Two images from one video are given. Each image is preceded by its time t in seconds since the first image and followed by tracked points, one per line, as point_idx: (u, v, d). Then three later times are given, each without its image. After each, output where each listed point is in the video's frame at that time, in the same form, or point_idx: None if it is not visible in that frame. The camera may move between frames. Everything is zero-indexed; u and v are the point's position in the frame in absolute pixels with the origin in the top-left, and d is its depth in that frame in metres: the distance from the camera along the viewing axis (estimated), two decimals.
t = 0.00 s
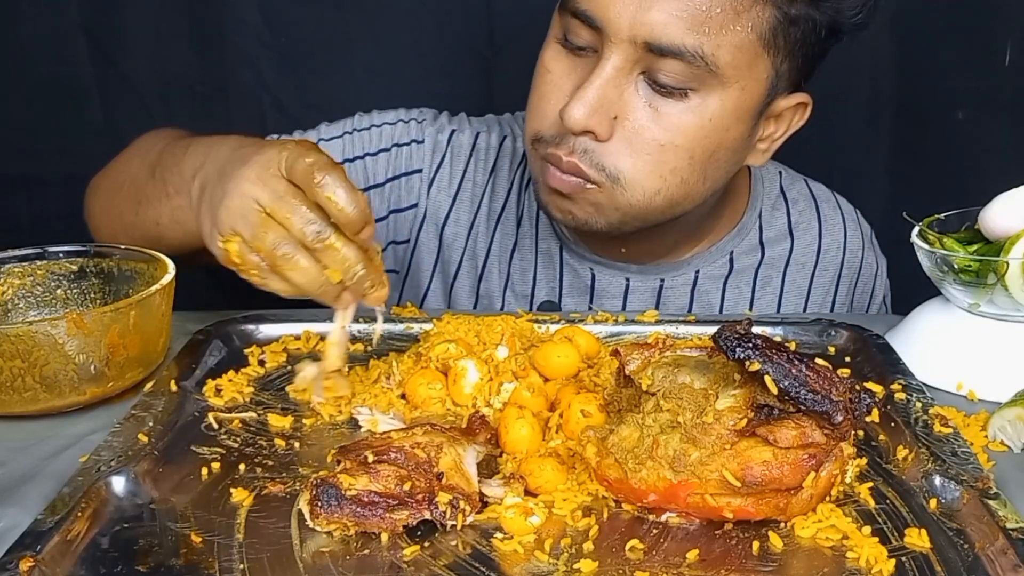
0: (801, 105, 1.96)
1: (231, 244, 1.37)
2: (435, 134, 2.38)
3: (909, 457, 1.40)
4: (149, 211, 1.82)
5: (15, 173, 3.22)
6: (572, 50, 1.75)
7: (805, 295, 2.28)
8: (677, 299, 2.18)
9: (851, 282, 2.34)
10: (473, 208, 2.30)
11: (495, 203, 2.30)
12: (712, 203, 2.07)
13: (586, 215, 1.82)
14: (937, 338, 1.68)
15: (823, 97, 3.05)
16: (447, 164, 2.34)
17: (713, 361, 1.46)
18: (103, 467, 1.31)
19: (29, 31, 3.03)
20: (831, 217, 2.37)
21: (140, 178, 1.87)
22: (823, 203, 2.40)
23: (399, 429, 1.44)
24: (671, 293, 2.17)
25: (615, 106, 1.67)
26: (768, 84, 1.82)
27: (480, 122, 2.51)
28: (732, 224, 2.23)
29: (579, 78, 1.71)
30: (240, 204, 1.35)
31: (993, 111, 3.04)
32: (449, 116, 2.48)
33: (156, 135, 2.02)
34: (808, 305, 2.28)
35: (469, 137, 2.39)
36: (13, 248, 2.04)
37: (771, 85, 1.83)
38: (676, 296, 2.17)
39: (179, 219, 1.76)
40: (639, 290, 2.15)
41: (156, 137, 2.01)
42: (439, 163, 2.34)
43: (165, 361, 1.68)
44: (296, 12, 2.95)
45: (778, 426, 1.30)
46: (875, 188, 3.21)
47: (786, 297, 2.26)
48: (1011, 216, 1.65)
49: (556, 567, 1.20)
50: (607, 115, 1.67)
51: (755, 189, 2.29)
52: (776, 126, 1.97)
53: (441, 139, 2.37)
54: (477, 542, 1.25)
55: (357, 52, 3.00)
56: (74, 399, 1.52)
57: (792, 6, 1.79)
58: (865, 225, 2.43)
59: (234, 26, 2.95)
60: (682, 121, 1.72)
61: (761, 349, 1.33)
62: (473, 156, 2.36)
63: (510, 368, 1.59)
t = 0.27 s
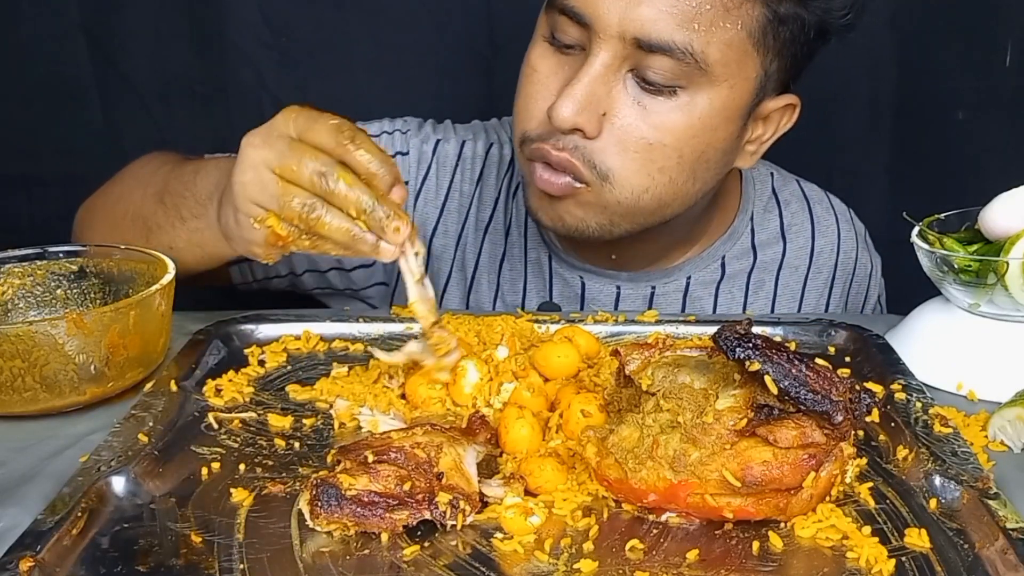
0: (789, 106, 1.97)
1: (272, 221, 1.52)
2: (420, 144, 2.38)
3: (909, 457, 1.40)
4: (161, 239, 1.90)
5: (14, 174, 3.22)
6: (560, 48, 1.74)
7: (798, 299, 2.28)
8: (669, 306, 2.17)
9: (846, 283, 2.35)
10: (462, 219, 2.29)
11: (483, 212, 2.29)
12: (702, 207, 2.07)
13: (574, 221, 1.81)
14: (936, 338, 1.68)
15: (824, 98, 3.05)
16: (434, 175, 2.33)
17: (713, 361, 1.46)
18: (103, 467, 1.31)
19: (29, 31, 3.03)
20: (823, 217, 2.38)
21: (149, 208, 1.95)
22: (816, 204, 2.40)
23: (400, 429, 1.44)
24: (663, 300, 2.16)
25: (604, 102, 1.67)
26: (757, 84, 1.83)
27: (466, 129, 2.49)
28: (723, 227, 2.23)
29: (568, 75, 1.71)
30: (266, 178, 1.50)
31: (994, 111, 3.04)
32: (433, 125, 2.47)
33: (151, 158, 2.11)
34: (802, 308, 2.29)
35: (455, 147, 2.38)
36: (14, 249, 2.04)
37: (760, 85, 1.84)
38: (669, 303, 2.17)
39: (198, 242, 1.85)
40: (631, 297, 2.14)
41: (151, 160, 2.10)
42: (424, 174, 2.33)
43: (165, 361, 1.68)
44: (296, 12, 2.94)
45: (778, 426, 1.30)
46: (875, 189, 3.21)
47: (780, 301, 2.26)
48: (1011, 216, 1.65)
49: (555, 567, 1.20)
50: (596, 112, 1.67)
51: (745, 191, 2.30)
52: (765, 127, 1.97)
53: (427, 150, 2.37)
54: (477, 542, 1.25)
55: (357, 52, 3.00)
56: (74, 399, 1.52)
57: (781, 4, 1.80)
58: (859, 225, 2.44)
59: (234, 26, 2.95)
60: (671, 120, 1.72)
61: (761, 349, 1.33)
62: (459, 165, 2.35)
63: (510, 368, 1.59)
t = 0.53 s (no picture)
0: (764, 124, 1.94)
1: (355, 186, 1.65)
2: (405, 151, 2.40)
3: (909, 457, 1.40)
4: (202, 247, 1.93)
5: (15, 174, 3.22)
6: (535, 50, 1.74)
7: (788, 304, 2.27)
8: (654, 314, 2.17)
9: (838, 287, 2.34)
10: (447, 225, 2.30)
11: (468, 219, 2.29)
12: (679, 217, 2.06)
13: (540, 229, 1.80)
14: (937, 338, 1.68)
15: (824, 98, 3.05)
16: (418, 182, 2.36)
17: (713, 361, 1.46)
18: (103, 467, 1.30)
19: (29, 31, 3.03)
20: (815, 221, 2.37)
21: (183, 218, 1.96)
22: (808, 207, 2.39)
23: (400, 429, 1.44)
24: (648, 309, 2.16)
25: (572, 105, 1.65)
26: (732, 99, 1.82)
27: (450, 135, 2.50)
28: (708, 235, 2.22)
29: (539, 75, 1.70)
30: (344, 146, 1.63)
31: (994, 111, 3.04)
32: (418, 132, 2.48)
33: (162, 168, 2.11)
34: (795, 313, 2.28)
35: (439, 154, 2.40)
36: (15, 249, 2.04)
37: (736, 101, 1.83)
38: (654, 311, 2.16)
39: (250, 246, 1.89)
40: (614, 304, 2.14)
41: (157, 172, 2.09)
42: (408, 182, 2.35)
43: (164, 361, 1.68)
44: (296, 12, 2.94)
45: (778, 426, 1.30)
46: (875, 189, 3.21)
47: (770, 307, 2.25)
48: (1011, 216, 1.65)
49: (555, 567, 1.20)
50: (563, 114, 1.65)
51: (732, 196, 2.30)
52: (738, 143, 1.94)
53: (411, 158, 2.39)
54: (477, 542, 1.25)
55: (357, 52, 3.00)
56: (74, 399, 1.52)
57: (759, 19, 1.79)
58: (852, 226, 2.43)
59: (234, 26, 2.95)
60: (640, 129, 1.70)
61: (761, 349, 1.33)
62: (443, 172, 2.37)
63: (510, 368, 1.59)
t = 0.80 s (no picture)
0: (743, 147, 1.92)
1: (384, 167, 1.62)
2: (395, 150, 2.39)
3: (909, 457, 1.40)
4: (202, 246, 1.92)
5: (16, 173, 3.22)
6: (523, 49, 1.71)
7: (780, 308, 2.27)
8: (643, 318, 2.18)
9: (831, 291, 2.34)
10: (436, 227, 2.28)
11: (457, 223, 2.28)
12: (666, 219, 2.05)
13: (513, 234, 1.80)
14: (936, 338, 1.68)
15: (824, 98, 3.05)
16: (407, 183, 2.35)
17: (713, 361, 1.46)
18: (103, 467, 1.30)
19: (29, 31, 3.03)
20: (808, 226, 2.37)
21: (183, 217, 1.96)
22: (800, 211, 2.39)
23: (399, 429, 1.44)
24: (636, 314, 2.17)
25: (551, 116, 1.63)
26: (714, 123, 1.80)
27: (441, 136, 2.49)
28: (697, 238, 2.22)
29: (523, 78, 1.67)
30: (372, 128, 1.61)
31: (994, 111, 3.03)
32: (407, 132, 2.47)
33: (165, 169, 2.13)
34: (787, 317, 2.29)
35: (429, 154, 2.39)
36: (15, 249, 2.04)
37: (717, 125, 1.82)
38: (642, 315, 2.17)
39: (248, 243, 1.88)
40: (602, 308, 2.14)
41: (159, 173, 2.10)
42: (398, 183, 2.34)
43: (165, 361, 1.68)
44: (296, 12, 2.94)
45: (778, 426, 1.30)
46: (875, 188, 3.21)
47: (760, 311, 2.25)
48: (1010, 216, 1.65)
49: (556, 567, 1.20)
50: (541, 124, 1.63)
51: (725, 199, 2.29)
52: (715, 162, 1.93)
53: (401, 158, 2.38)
54: (477, 542, 1.25)
55: (357, 52, 3.00)
56: (75, 399, 1.52)
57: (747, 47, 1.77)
58: (846, 230, 2.42)
59: (234, 26, 2.95)
60: (617, 147, 1.69)
61: (762, 349, 1.33)
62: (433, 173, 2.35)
63: (510, 368, 1.59)
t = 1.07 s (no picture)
0: (757, 137, 1.94)
1: (298, 206, 1.61)
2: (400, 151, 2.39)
3: (910, 457, 1.40)
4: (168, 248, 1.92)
5: (15, 173, 3.22)
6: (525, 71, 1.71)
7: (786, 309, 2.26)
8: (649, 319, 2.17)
9: (836, 293, 2.34)
10: (439, 229, 2.29)
11: (460, 223, 2.28)
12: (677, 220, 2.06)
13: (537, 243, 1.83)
14: (936, 339, 1.68)
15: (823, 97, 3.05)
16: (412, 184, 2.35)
17: (713, 361, 1.46)
18: (103, 467, 1.30)
19: (29, 31, 3.03)
20: (812, 227, 2.37)
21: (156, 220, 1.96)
22: (805, 213, 2.39)
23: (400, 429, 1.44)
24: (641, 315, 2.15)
25: (565, 138, 1.65)
26: (726, 123, 1.81)
27: (446, 136, 2.49)
28: (704, 239, 2.22)
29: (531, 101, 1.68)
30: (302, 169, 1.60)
31: (994, 111, 3.03)
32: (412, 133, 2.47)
33: (153, 170, 2.13)
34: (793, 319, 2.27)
35: (434, 155, 2.39)
36: (14, 249, 2.04)
37: (729, 123, 1.82)
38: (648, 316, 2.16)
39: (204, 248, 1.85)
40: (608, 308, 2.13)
41: (144, 176, 2.11)
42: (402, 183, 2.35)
43: (165, 361, 1.68)
44: (296, 13, 2.94)
45: (778, 426, 1.30)
46: (875, 188, 3.21)
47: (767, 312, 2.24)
48: (1010, 216, 1.65)
49: (556, 567, 1.20)
50: (556, 147, 1.65)
51: (730, 201, 2.29)
52: (730, 154, 1.93)
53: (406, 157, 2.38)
54: (478, 542, 1.25)
55: (357, 52, 3.00)
56: (74, 399, 1.52)
57: (755, 46, 1.76)
58: (851, 232, 2.43)
59: (234, 26, 2.95)
60: (633, 159, 1.70)
61: (761, 349, 1.33)
62: (437, 173, 2.35)
63: (510, 368, 1.59)
